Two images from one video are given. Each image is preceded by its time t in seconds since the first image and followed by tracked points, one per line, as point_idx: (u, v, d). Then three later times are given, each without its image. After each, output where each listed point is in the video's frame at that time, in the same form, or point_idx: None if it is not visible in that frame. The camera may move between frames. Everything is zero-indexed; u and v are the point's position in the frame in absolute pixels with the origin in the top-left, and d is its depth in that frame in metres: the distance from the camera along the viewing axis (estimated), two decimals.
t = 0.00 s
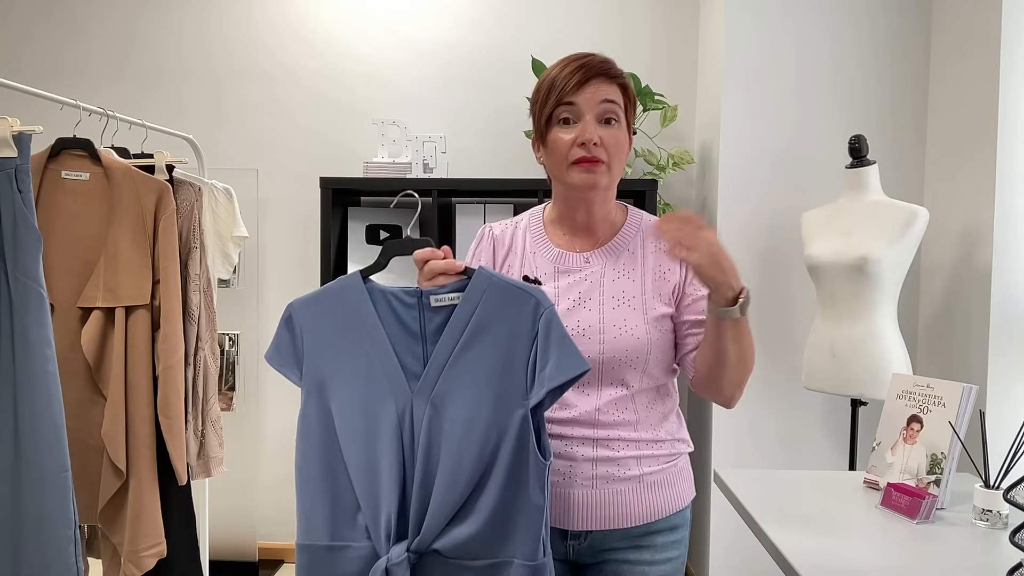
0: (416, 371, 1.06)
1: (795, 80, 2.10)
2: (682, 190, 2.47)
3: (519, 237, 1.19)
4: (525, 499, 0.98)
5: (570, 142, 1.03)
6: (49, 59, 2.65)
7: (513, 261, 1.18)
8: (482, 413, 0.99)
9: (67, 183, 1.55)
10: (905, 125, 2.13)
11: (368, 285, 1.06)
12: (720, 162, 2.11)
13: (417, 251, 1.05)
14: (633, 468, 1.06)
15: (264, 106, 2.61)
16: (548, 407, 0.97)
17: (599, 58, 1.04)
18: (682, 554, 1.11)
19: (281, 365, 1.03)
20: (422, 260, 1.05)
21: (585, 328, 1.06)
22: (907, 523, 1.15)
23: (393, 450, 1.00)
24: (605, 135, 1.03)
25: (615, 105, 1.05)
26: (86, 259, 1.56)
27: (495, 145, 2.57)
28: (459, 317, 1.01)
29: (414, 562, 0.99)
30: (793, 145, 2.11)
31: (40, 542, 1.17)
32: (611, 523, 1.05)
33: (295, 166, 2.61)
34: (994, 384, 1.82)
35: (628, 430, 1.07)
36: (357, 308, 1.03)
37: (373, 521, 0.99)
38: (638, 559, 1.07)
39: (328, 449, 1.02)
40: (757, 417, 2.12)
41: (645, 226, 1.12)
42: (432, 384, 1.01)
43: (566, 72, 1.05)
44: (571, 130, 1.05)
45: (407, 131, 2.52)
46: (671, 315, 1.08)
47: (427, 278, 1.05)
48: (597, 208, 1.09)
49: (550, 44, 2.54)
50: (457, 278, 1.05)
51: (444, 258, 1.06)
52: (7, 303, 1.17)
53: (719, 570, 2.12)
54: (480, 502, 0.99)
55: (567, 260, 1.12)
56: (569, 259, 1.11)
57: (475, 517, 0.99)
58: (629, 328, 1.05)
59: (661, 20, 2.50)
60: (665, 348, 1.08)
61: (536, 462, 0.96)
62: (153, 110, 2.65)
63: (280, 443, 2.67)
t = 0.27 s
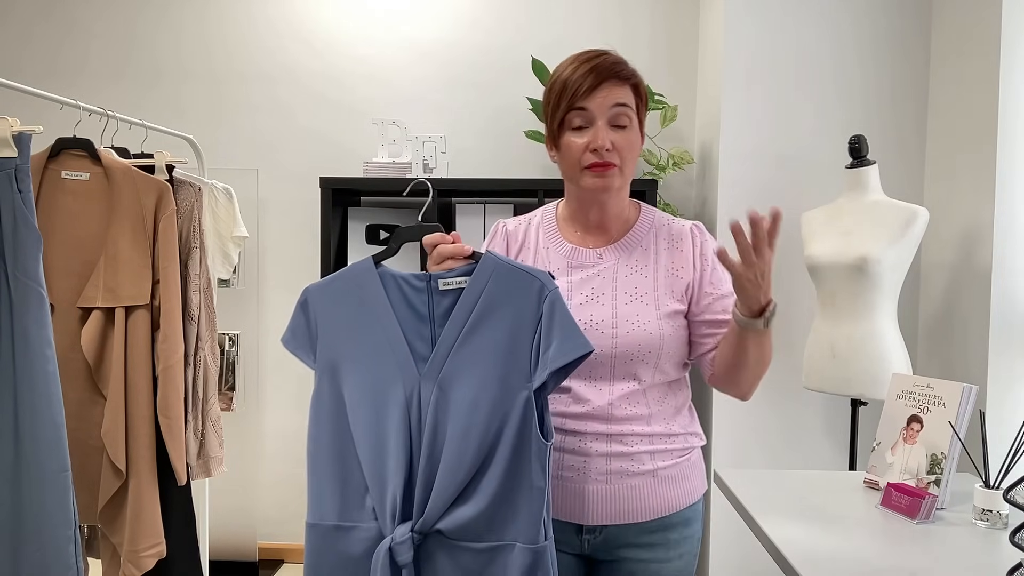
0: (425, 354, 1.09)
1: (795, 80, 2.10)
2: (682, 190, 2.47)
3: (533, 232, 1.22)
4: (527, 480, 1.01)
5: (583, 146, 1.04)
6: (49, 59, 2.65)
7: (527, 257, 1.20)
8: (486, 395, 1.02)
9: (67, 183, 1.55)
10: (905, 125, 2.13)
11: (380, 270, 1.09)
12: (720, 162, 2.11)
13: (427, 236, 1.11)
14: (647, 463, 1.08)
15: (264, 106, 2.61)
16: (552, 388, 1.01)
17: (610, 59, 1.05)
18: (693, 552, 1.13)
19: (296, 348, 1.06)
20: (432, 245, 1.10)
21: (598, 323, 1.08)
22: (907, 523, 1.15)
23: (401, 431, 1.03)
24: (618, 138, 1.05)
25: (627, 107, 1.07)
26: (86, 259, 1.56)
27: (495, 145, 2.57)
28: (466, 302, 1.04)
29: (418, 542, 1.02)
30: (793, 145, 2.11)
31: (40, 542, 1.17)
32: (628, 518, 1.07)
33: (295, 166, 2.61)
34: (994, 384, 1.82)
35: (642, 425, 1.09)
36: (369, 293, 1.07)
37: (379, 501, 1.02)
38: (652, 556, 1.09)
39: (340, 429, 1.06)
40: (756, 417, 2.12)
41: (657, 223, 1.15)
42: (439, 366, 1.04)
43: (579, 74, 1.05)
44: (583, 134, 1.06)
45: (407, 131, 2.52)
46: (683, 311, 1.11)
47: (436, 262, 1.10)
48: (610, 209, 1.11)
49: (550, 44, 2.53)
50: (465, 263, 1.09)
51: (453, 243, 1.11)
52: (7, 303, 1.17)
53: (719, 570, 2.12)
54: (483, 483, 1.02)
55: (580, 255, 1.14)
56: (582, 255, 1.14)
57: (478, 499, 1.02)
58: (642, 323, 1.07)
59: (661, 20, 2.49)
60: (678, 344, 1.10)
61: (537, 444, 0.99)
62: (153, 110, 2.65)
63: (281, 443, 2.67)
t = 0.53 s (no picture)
0: (431, 353, 1.10)
1: (795, 80, 2.11)
2: (682, 190, 2.47)
3: (545, 235, 1.22)
4: (525, 478, 1.01)
5: (592, 155, 1.08)
6: (49, 59, 2.65)
7: (540, 258, 1.20)
8: (490, 394, 1.03)
9: (67, 183, 1.55)
10: (905, 125, 2.13)
11: (389, 271, 1.11)
12: (721, 162, 2.11)
13: (433, 236, 1.13)
14: (659, 462, 1.08)
15: (264, 106, 2.61)
16: (552, 387, 1.01)
17: (620, 68, 1.07)
18: (700, 553, 1.13)
19: (310, 347, 1.08)
20: (438, 246, 1.12)
21: (612, 324, 1.08)
22: (907, 523, 1.15)
23: (408, 428, 1.04)
24: (625, 147, 1.08)
25: (637, 116, 1.09)
26: (86, 259, 1.56)
27: (495, 145, 2.57)
28: (471, 302, 1.05)
29: (423, 538, 1.02)
30: (793, 145, 2.11)
31: (40, 542, 1.17)
32: (638, 517, 1.07)
33: (295, 166, 2.61)
34: (994, 384, 1.82)
35: (654, 424, 1.09)
36: (377, 293, 1.08)
37: (387, 496, 1.03)
38: (660, 555, 1.09)
39: (351, 426, 1.08)
40: (756, 417, 2.12)
41: (671, 227, 1.16)
42: (445, 365, 1.05)
43: (590, 82, 1.08)
44: (592, 141, 1.10)
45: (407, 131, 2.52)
46: (695, 315, 1.12)
47: (442, 263, 1.12)
48: (621, 214, 1.13)
49: (550, 44, 2.53)
50: (469, 263, 1.10)
51: (458, 244, 1.12)
52: (7, 303, 1.17)
53: (719, 571, 2.12)
54: (486, 480, 1.02)
55: (594, 258, 1.15)
56: (595, 258, 1.15)
57: (479, 496, 1.02)
58: (656, 324, 1.07)
59: (661, 20, 2.50)
60: (690, 346, 1.10)
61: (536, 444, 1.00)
62: (153, 110, 2.65)
63: (281, 443, 2.67)
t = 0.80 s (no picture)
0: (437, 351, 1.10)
1: (795, 80, 2.10)
2: (682, 190, 2.47)
3: (556, 239, 1.22)
4: (527, 472, 1.01)
5: (598, 165, 1.09)
6: (49, 59, 2.65)
7: (550, 263, 1.20)
8: (494, 389, 1.03)
9: (67, 183, 1.55)
10: (905, 125, 2.13)
11: (395, 271, 1.11)
12: (721, 162, 2.11)
13: (435, 237, 1.13)
14: (667, 462, 1.08)
15: (264, 106, 2.61)
16: (552, 384, 1.02)
17: (629, 78, 1.07)
18: (706, 549, 1.13)
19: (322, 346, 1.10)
20: (440, 246, 1.12)
21: (620, 328, 1.08)
22: (907, 523, 1.15)
23: (416, 423, 1.05)
24: (633, 157, 1.08)
25: (646, 126, 1.09)
26: (86, 259, 1.56)
27: (495, 145, 2.57)
28: (473, 299, 1.05)
29: (432, 528, 1.03)
30: (793, 145, 2.11)
31: (40, 543, 1.17)
32: (647, 515, 1.07)
33: (295, 166, 2.61)
34: (994, 384, 1.82)
35: (661, 424, 1.09)
36: (383, 291, 1.09)
37: (398, 488, 1.04)
38: (667, 550, 1.09)
39: (363, 421, 1.08)
40: (756, 417, 2.12)
41: (680, 234, 1.16)
42: (451, 362, 1.06)
43: (600, 92, 1.08)
44: (600, 151, 1.10)
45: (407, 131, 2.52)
46: (701, 321, 1.13)
47: (444, 263, 1.11)
48: (630, 222, 1.12)
49: (550, 44, 2.53)
50: (471, 263, 1.10)
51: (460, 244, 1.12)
52: (7, 303, 1.17)
53: (719, 571, 2.12)
54: (491, 473, 1.03)
55: (603, 263, 1.15)
56: (605, 263, 1.15)
57: (486, 489, 1.03)
58: (664, 329, 1.08)
59: (661, 20, 2.50)
60: (697, 350, 1.11)
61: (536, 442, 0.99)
62: (153, 110, 2.65)
63: (281, 443, 2.67)
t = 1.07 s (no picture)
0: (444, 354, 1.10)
1: (795, 80, 2.10)
2: (682, 190, 2.47)
3: (559, 240, 1.22)
4: (535, 473, 1.02)
5: (599, 164, 1.09)
6: (49, 59, 2.65)
7: (553, 263, 1.20)
8: (501, 392, 1.03)
9: (67, 183, 1.55)
10: (905, 124, 2.13)
11: (401, 275, 1.10)
12: (721, 162, 2.11)
13: (439, 243, 1.09)
14: (669, 458, 1.08)
15: (264, 106, 2.61)
16: (558, 388, 1.01)
17: (629, 80, 1.07)
18: (709, 545, 1.13)
19: (330, 348, 1.10)
20: (444, 252, 1.08)
21: (622, 326, 1.08)
22: (907, 523, 1.15)
23: (423, 425, 1.05)
24: (633, 157, 1.08)
25: (646, 128, 1.09)
26: (86, 260, 1.56)
27: (495, 145, 2.57)
28: (480, 303, 1.05)
29: (442, 527, 1.04)
30: (793, 145, 2.11)
31: (40, 543, 1.17)
32: (650, 510, 1.07)
33: (295, 166, 2.61)
34: (994, 384, 1.82)
35: (664, 421, 1.09)
36: (390, 295, 1.09)
37: (408, 488, 1.05)
38: (670, 547, 1.09)
39: (372, 422, 1.09)
40: (756, 416, 2.12)
41: (681, 234, 1.16)
42: (457, 365, 1.05)
43: (601, 92, 1.09)
44: (601, 151, 1.10)
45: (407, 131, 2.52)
46: (701, 319, 1.13)
47: (449, 268, 1.08)
48: (630, 222, 1.12)
49: (550, 44, 2.53)
50: (476, 269, 1.08)
51: (464, 249, 1.09)
52: (6, 303, 1.17)
53: (719, 571, 2.12)
54: (499, 473, 1.03)
55: (605, 263, 1.15)
56: (607, 263, 1.15)
57: (494, 488, 1.03)
58: (665, 327, 1.08)
59: (661, 20, 2.50)
60: (698, 349, 1.10)
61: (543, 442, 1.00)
62: (153, 110, 2.65)
63: (281, 443, 2.67)
